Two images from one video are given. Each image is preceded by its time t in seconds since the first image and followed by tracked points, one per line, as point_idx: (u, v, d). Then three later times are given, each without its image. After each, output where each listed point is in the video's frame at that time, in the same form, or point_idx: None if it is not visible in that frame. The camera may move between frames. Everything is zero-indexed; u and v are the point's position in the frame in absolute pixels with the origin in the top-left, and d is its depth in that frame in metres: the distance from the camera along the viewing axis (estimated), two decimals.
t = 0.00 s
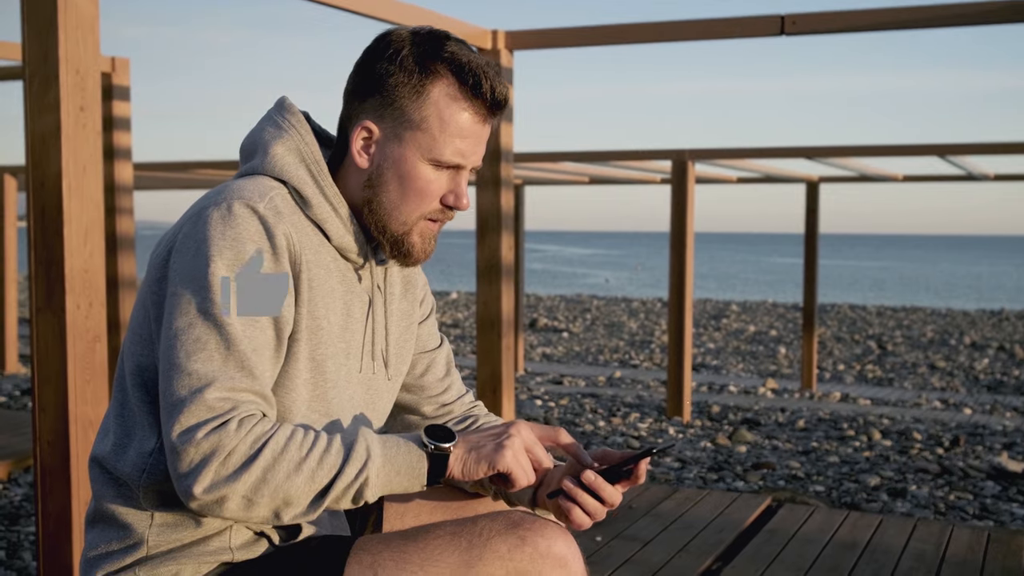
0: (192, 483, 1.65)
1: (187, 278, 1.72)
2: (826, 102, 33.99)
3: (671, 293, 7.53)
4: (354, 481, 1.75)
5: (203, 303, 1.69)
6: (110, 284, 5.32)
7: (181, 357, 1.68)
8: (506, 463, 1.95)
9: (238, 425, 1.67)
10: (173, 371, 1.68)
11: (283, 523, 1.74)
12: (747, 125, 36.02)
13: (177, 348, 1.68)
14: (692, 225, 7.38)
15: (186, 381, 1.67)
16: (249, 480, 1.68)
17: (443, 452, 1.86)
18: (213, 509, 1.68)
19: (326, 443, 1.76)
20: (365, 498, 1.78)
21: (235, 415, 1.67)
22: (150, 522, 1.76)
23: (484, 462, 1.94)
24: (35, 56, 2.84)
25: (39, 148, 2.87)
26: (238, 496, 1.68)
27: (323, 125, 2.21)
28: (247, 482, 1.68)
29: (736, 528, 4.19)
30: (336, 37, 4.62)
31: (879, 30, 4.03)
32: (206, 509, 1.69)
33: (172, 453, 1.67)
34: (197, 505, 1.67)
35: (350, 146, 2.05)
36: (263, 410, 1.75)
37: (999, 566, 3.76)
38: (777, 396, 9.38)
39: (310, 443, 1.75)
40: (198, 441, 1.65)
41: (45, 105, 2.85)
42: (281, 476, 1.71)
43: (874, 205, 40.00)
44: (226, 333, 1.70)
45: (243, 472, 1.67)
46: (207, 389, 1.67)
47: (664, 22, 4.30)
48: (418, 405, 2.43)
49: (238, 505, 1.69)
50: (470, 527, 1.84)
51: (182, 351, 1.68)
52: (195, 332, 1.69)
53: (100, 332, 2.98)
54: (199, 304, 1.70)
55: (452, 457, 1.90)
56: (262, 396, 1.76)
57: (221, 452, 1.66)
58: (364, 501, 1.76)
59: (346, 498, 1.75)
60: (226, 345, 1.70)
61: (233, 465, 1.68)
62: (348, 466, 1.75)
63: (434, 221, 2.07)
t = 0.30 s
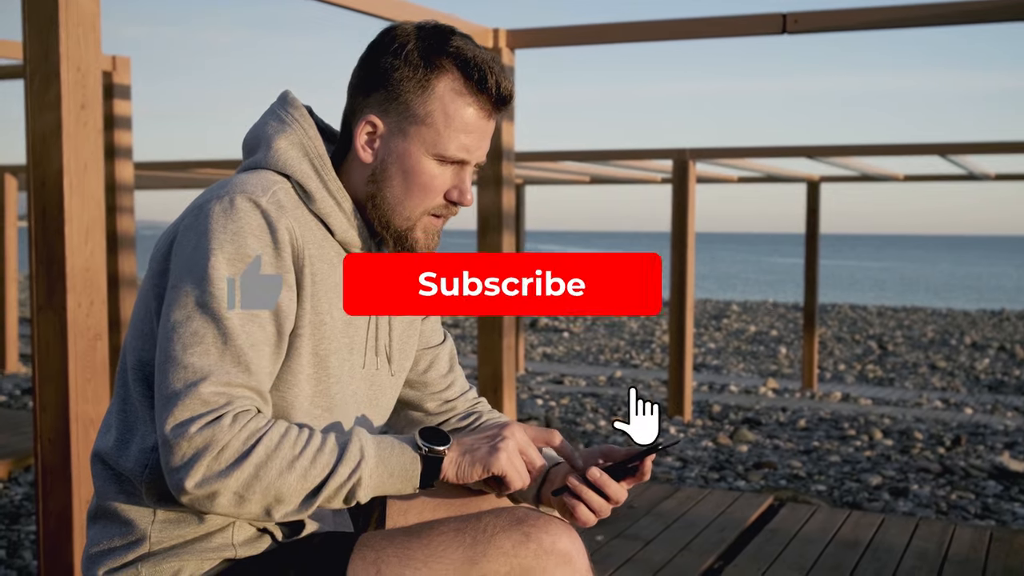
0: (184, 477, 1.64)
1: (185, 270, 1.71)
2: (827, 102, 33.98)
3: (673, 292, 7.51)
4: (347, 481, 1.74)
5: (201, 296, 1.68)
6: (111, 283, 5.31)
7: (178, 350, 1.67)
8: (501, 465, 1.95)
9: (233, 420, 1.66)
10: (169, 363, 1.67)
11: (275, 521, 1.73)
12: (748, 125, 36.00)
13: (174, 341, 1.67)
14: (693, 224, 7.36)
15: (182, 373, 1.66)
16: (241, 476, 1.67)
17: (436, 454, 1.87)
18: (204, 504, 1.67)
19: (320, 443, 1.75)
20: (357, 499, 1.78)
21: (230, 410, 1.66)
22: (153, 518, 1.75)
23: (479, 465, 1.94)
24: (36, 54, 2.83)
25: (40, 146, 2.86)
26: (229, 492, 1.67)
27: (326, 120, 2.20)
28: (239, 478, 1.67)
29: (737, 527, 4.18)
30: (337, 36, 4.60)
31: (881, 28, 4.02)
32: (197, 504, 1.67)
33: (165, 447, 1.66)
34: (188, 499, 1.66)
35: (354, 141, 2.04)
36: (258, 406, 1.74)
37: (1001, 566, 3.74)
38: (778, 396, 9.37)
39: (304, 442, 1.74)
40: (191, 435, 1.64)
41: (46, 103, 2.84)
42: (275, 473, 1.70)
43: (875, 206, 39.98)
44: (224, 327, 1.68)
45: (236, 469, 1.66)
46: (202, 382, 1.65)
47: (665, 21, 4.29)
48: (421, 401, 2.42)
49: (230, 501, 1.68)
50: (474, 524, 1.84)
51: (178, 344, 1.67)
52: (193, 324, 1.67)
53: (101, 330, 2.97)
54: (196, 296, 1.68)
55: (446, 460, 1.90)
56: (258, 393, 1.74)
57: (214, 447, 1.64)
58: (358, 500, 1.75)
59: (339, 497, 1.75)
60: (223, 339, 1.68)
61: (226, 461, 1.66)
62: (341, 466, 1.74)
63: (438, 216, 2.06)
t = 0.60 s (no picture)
0: (181, 476, 1.63)
1: (185, 268, 1.70)
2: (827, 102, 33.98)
3: (673, 292, 7.50)
4: (345, 482, 1.73)
5: (200, 294, 1.67)
6: (112, 281, 5.31)
7: (177, 349, 1.66)
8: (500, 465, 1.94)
9: (232, 420, 1.66)
10: (169, 362, 1.66)
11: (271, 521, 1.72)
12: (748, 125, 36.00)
13: (173, 340, 1.66)
14: (693, 224, 7.35)
15: (181, 371, 1.65)
16: (239, 476, 1.66)
17: (435, 455, 1.86)
18: (201, 503, 1.66)
19: (318, 442, 1.74)
20: (356, 499, 1.77)
21: (227, 409, 1.66)
22: (155, 516, 1.74)
23: (479, 466, 1.93)
24: (37, 52, 2.83)
25: (41, 145, 2.85)
26: (226, 491, 1.66)
27: (330, 118, 2.20)
28: (236, 477, 1.66)
29: (738, 527, 4.17)
30: (338, 35, 4.59)
31: (882, 27, 4.01)
32: (193, 503, 1.67)
33: (163, 446, 1.65)
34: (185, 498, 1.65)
35: (359, 138, 2.04)
36: (256, 406, 1.74)
37: (1003, 565, 3.73)
38: (778, 396, 9.37)
39: (301, 443, 1.73)
40: (188, 434, 1.63)
41: (47, 101, 2.83)
42: (273, 472, 1.69)
43: (875, 206, 39.99)
44: (223, 327, 1.67)
45: (233, 468, 1.66)
46: (201, 381, 1.65)
47: (666, 20, 4.28)
48: (424, 399, 2.42)
49: (227, 500, 1.67)
50: (478, 522, 1.83)
51: (178, 342, 1.66)
52: (193, 322, 1.67)
53: (102, 329, 2.97)
54: (196, 294, 1.67)
55: (445, 461, 1.89)
56: (256, 392, 1.73)
57: (212, 446, 1.64)
58: (356, 501, 1.74)
59: (337, 498, 1.73)
60: (222, 338, 1.68)
61: (223, 461, 1.66)
62: (339, 466, 1.73)
63: (443, 213, 2.05)
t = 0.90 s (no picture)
0: (186, 479, 1.63)
1: (189, 270, 1.70)
2: (827, 104, 33.99)
3: (674, 293, 7.50)
4: (350, 484, 1.73)
5: (203, 296, 1.67)
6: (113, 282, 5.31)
7: (182, 351, 1.65)
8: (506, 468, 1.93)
9: (236, 422, 1.65)
10: (173, 365, 1.65)
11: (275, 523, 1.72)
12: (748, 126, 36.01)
13: (178, 342, 1.66)
14: (694, 225, 7.36)
15: (184, 374, 1.64)
16: (243, 478, 1.66)
17: (441, 457, 1.84)
18: (206, 506, 1.65)
19: (323, 445, 1.74)
20: (361, 501, 1.76)
21: (231, 412, 1.65)
22: (159, 517, 1.74)
23: (485, 468, 1.92)
24: (39, 52, 2.82)
25: (43, 145, 2.85)
26: (230, 494, 1.66)
27: (334, 119, 2.20)
28: (241, 480, 1.66)
29: (740, 528, 4.17)
30: (339, 37, 4.59)
31: (883, 28, 4.00)
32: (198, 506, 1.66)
33: (167, 448, 1.65)
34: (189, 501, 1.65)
35: (363, 137, 2.03)
36: (261, 408, 1.73)
37: (1006, 566, 3.73)
38: (778, 397, 9.37)
39: (306, 444, 1.73)
40: (193, 437, 1.62)
41: (49, 101, 2.83)
42: (277, 475, 1.68)
43: (874, 207, 40.02)
44: (227, 329, 1.67)
45: (237, 470, 1.65)
46: (204, 384, 1.64)
47: (667, 20, 4.27)
48: (428, 400, 2.41)
49: (232, 503, 1.67)
50: (484, 523, 1.83)
51: (182, 344, 1.66)
52: (196, 324, 1.66)
53: (104, 329, 2.97)
54: (199, 296, 1.67)
55: (451, 463, 1.87)
56: (261, 394, 1.73)
57: (216, 449, 1.63)
58: (361, 504, 1.74)
59: (342, 500, 1.74)
60: (226, 339, 1.67)
61: (228, 463, 1.65)
62: (343, 469, 1.72)
63: (447, 213, 2.05)
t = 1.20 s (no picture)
0: (192, 480, 1.63)
1: (193, 271, 1.70)
2: (826, 105, 34.00)
3: (674, 294, 7.50)
4: (357, 483, 1.71)
5: (208, 297, 1.67)
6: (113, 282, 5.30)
7: (187, 353, 1.65)
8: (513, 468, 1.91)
9: (241, 423, 1.65)
10: (179, 365, 1.66)
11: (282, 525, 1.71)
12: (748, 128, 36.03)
13: (183, 344, 1.66)
14: (694, 226, 7.35)
15: (190, 375, 1.65)
16: (249, 479, 1.66)
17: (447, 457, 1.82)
18: (212, 507, 1.65)
19: (328, 445, 1.73)
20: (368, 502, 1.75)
21: (236, 413, 1.65)
22: (163, 518, 1.74)
23: (491, 468, 1.91)
24: (40, 53, 2.82)
25: (44, 146, 2.85)
26: (236, 495, 1.66)
27: (337, 119, 2.20)
28: (246, 481, 1.65)
29: (741, 529, 4.17)
30: (340, 37, 4.58)
31: (883, 28, 4.00)
32: (204, 507, 1.66)
33: (173, 450, 1.65)
34: (196, 503, 1.65)
35: (366, 138, 2.03)
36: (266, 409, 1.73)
37: (1007, 567, 3.73)
38: (778, 398, 9.37)
39: (311, 444, 1.72)
40: (197, 438, 1.63)
41: (50, 102, 2.83)
42: (282, 475, 1.68)
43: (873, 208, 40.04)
44: (233, 331, 1.67)
45: (243, 471, 1.65)
46: (209, 385, 1.64)
47: (667, 21, 4.27)
48: (431, 402, 2.41)
49: (238, 504, 1.67)
50: (488, 524, 1.82)
51: (187, 346, 1.66)
52: (202, 324, 1.66)
53: (105, 330, 2.97)
54: (204, 297, 1.67)
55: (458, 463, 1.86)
56: (265, 395, 1.73)
57: (221, 449, 1.63)
58: (367, 505, 1.73)
59: (349, 499, 1.72)
60: (231, 339, 1.67)
61: (233, 464, 1.65)
62: (350, 468, 1.71)
63: (450, 214, 2.05)
